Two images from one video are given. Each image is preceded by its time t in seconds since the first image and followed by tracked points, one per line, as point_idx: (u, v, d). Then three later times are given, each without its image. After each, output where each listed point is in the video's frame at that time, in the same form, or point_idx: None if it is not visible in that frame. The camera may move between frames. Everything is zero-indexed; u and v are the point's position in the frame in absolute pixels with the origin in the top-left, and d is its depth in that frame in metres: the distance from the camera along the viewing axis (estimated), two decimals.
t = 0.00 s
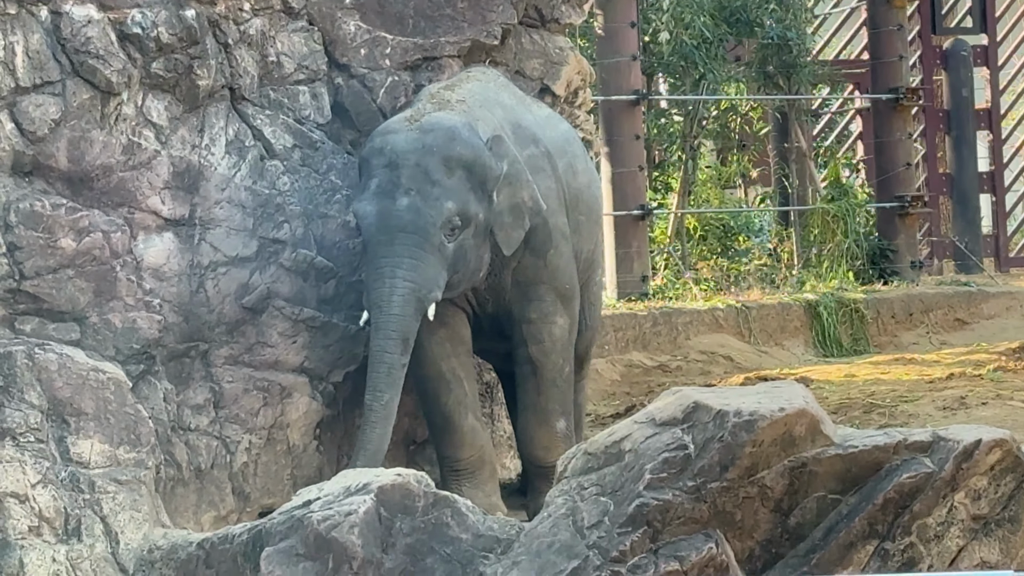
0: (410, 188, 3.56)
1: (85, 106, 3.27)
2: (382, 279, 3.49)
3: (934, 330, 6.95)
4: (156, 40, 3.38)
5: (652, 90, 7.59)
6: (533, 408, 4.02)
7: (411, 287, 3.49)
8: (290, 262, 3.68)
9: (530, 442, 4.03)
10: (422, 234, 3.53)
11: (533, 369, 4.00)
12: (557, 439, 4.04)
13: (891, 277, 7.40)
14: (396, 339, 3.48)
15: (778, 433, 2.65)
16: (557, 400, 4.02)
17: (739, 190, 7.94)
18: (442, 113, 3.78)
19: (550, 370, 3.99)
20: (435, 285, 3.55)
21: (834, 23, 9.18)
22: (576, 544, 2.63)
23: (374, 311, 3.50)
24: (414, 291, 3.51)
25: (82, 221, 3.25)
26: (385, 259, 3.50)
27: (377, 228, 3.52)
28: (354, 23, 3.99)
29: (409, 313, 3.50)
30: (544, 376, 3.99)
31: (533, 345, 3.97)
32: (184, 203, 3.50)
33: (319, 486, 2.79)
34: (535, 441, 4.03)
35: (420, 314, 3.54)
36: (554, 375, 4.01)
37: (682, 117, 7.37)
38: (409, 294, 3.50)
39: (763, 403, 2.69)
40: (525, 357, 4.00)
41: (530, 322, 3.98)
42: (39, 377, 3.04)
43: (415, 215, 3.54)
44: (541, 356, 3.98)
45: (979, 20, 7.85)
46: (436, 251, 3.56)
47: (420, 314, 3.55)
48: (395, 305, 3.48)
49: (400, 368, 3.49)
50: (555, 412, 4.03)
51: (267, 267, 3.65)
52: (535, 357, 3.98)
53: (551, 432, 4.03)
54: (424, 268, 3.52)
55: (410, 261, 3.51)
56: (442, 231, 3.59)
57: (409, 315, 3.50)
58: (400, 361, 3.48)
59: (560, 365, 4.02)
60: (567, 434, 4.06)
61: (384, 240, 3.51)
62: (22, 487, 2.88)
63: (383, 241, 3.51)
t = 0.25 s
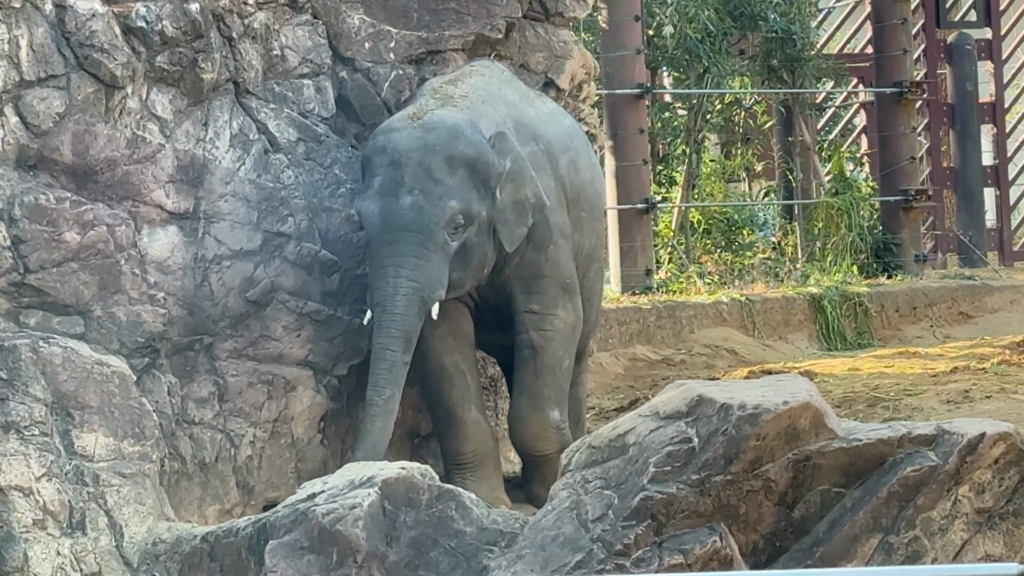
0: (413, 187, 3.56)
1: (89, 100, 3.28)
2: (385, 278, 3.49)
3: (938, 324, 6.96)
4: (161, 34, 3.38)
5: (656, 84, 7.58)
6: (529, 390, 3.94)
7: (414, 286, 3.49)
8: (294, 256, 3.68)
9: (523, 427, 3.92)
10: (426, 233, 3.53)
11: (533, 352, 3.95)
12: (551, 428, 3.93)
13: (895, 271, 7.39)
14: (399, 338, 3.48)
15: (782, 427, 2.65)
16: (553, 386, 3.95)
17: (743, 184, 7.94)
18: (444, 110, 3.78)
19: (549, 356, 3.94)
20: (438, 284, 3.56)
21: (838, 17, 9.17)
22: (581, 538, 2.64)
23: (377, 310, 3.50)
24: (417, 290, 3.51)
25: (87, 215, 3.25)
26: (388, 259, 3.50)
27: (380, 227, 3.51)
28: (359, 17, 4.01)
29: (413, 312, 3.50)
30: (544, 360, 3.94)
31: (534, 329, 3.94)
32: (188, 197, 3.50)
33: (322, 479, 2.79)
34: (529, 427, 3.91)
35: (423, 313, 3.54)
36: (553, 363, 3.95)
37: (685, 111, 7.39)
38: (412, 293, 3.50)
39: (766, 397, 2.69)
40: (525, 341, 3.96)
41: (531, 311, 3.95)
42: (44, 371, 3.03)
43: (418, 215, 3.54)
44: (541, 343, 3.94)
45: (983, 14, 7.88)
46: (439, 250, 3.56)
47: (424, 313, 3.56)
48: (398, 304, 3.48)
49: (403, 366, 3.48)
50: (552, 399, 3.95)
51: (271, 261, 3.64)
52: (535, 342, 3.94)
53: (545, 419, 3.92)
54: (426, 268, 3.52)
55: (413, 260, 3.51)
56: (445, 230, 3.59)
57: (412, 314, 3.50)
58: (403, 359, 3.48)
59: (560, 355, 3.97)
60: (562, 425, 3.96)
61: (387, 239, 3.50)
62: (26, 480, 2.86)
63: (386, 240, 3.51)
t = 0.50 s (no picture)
0: (417, 172, 3.57)
1: (93, 95, 3.28)
2: (388, 259, 3.49)
3: (941, 319, 6.96)
4: (165, 29, 3.37)
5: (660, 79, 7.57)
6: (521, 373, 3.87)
7: (417, 267, 3.49)
8: (298, 251, 3.68)
9: (509, 407, 3.84)
10: (428, 218, 3.54)
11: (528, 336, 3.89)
12: (538, 413, 3.85)
13: (898, 267, 7.40)
14: (399, 312, 3.46)
15: (786, 423, 2.66)
16: (544, 371, 3.88)
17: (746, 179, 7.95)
18: (447, 101, 3.79)
19: (544, 343, 3.88)
20: (440, 267, 3.55)
21: (842, 12, 9.16)
22: (585, 533, 2.64)
23: (377, 287, 3.48)
24: (420, 271, 3.50)
25: (90, 210, 3.26)
26: (389, 241, 3.50)
27: (383, 212, 3.53)
28: (362, 12, 4.00)
29: (415, 293, 3.49)
30: (538, 345, 3.88)
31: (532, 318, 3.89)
32: (192, 191, 3.51)
33: (327, 475, 2.79)
34: (516, 408, 3.84)
35: (424, 292, 3.53)
36: (548, 351, 3.89)
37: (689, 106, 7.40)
38: (414, 273, 3.49)
39: (771, 393, 2.69)
40: (522, 328, 3.91)
41: (530, 303, 3.91)
42: (47, 366, 3.01)
43: (421, 200, 3.55)
44: (538, 332, 3.89)
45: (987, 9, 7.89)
46: (441, 235, 3.57)
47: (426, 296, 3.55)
48: (399, 280, 3.46)
49: (402, 339, 3.46)
50: (543, 384, 3.87)
51: (275, 256, 3.64)
52: (533, 328, 3.89)
53: (532, 402, 3.85)
54: (429, 251, 3.52)
55: (416, 242, 3.51)
56: (448, 215, 3.60)
57: (414, 292, 3.49)
58: (402, 331, 3.46)
59: (556, 346, 3.91)
60: (550, 411, 3.87)
61: (390, 222, 3.51)
62: (30, 475, 2.87)
63: (388, 224, 3.51)
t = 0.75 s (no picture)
0: (420, 161, 3.59)
1: (97, 92, 3.28)
2: (393, 246, 3.48)
3: (945, 316, 6.95)
4: (168, 25, 3.36)
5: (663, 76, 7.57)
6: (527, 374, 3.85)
7: (422, 253, 3.49)
8: (301, 247, 3.69)
9: (517, 408, 3.81)
10: (431, 206, 3.55)
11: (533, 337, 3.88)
12: (545, 414, 3.83)
13: (902, 263, 7.39)
14: (405, 298, 3.45)
15: (789, 419, 2.65)
16: (550, 370, 3.86)
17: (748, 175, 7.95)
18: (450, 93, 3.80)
19: (549, 344, 3.87)
20: (445, 255, 3.55)
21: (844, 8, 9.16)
22: (588, 529, 2.64)
23: (383, 274, 3.47)
24: (425, 257, 3.50)
25: (94, 206, 3.26)
26: (393, 226, 3.50)
27: (386, 200, 3.53)
28: (365, 9, 4.02)
29: (420, 278, 3.47)
30: (543, 345, 3.86)
31: (535, 317, 3.88)
32: (195, 188, 3.51)
33: (330, 471, 2.80)
34: (523, 409, 3.81)
35: (430, 280, 3.52)
36: (553, 350, 3.88)
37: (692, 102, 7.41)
38: (420, 259, 3.49)
39: (775, 389, 2.69)
40: (525, 327, 3.89)
41: (532, 302, 3.90)
42: (51, 362, 3.00)
43: (424, 187, 3.56)
44: (542, 332, 3.87)
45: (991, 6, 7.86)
46: (445, 223, 3.57)
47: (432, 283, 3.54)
48: (405, 266, 3.45)
49: (411, 327, 3.45)
50: (550, 384, 3.86)
51: (278, 253, 3.64)
52: (535, 327, 3.88)
53: (540, 403, 3.83)
54: (433, 237, 3.52)
55: (421, 229, 3.51)
56: (451, 204, 3.62)
57: (420, 278, 3.47)
58: (411, 319, 3.45)
59: (560, 345, 3.90)
60: (556, 412, 3.86)
61: (394, 209, 3.51)
62: (33, 472, 2.86)
63: (391, 211, 3.51)
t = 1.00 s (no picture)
0: (424, 167, 3.57)
1: (99, 90, 3.28)
2: (399, 256, 3.48)
3: (947, 314, 6.94)
4: (170, 24, 3.37)
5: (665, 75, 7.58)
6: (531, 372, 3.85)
7: (429, 263, 3.49)
8: (304, 246, 3.67)
9: (522, 406, 3.81)
10: (438, 213, 3.54)
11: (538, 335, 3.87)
12: (550, 412, 3.83)
13: (904, 262, 7.37)
14: (413, 310, 3.45)
15: (791, 418, 2.65)
16: (554, 369, 3.86)
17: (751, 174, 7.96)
18: (453, 94, 3.79)
19: (554, 343, 3.87)
20: (451, 263, 3.55)
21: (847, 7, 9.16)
22: (591, 528, 2.63)
23: (390, 285, 3.48)
24: (432, 267, 3.50)
25: (96, 205, 3.26)
26: (400, 236, 3.50)
27: (391, 207, 3.52)
28: (368, 7, 4.02)
29: (427, 290, 3.49)
30: (548, 344, 3.86)
31: (540, 315, 3.87)
32: (198, 186, 3.51)
33: (332, 470, 2.79)
34: (528, 407, 3.81)
35: (437, 290, 3.53)
36: (557, 349, 3.87)
37: (694, 101, 7.41)
38: (426, 269, 3.50)
39: (777, 388, 2.69)
40: (530, 325, 3.89)
41: (537, 300, 3.89)
42: (53, 361, 3.01)
43: (429, 194, 3.55)
44: (547, 331, 3.87)
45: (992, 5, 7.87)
46: (451, 229, 3.57)
47: (439, 291, 3.55)
48: (411, 278, 3.46)
49: (418, 338, 3.46)
50: (555, 383, 3.86)
51: (280, 251, 3.63)
52: (540, 326, 3.87)
53: (545, 402, 3.83)
54: (440, 246, 3.52)
55: (426, 237, 3.51)
56: (457, 210, 3.61)
57: (426, 289, 3.49)
58: (418, 330, 3.45)
59: (564, 344, 3.89)
60: (561, 411, 3.86)
61: (399, 217, 3.51)
62: (36, 470, 2.85)
63: (398, 219, 3.51)
